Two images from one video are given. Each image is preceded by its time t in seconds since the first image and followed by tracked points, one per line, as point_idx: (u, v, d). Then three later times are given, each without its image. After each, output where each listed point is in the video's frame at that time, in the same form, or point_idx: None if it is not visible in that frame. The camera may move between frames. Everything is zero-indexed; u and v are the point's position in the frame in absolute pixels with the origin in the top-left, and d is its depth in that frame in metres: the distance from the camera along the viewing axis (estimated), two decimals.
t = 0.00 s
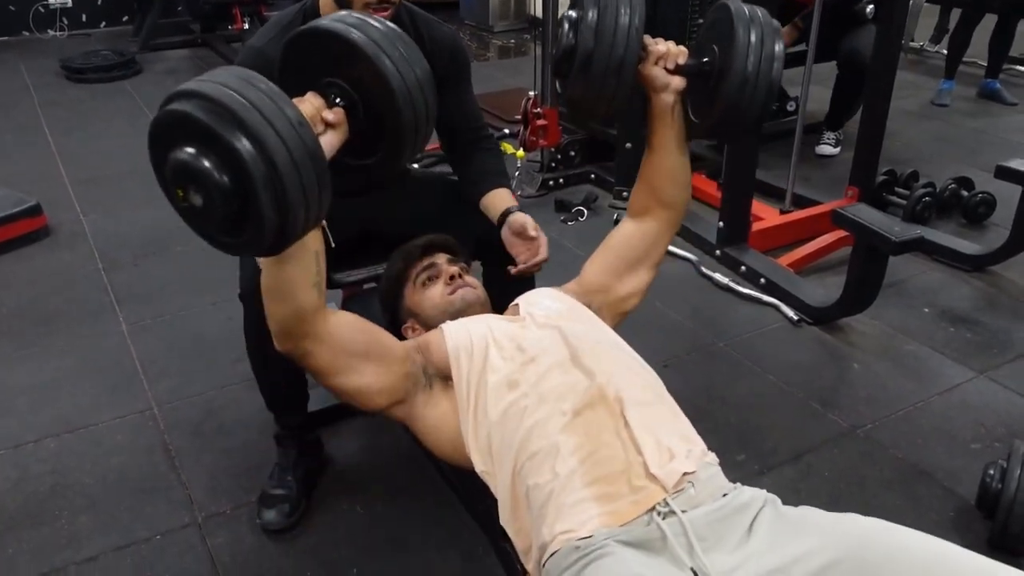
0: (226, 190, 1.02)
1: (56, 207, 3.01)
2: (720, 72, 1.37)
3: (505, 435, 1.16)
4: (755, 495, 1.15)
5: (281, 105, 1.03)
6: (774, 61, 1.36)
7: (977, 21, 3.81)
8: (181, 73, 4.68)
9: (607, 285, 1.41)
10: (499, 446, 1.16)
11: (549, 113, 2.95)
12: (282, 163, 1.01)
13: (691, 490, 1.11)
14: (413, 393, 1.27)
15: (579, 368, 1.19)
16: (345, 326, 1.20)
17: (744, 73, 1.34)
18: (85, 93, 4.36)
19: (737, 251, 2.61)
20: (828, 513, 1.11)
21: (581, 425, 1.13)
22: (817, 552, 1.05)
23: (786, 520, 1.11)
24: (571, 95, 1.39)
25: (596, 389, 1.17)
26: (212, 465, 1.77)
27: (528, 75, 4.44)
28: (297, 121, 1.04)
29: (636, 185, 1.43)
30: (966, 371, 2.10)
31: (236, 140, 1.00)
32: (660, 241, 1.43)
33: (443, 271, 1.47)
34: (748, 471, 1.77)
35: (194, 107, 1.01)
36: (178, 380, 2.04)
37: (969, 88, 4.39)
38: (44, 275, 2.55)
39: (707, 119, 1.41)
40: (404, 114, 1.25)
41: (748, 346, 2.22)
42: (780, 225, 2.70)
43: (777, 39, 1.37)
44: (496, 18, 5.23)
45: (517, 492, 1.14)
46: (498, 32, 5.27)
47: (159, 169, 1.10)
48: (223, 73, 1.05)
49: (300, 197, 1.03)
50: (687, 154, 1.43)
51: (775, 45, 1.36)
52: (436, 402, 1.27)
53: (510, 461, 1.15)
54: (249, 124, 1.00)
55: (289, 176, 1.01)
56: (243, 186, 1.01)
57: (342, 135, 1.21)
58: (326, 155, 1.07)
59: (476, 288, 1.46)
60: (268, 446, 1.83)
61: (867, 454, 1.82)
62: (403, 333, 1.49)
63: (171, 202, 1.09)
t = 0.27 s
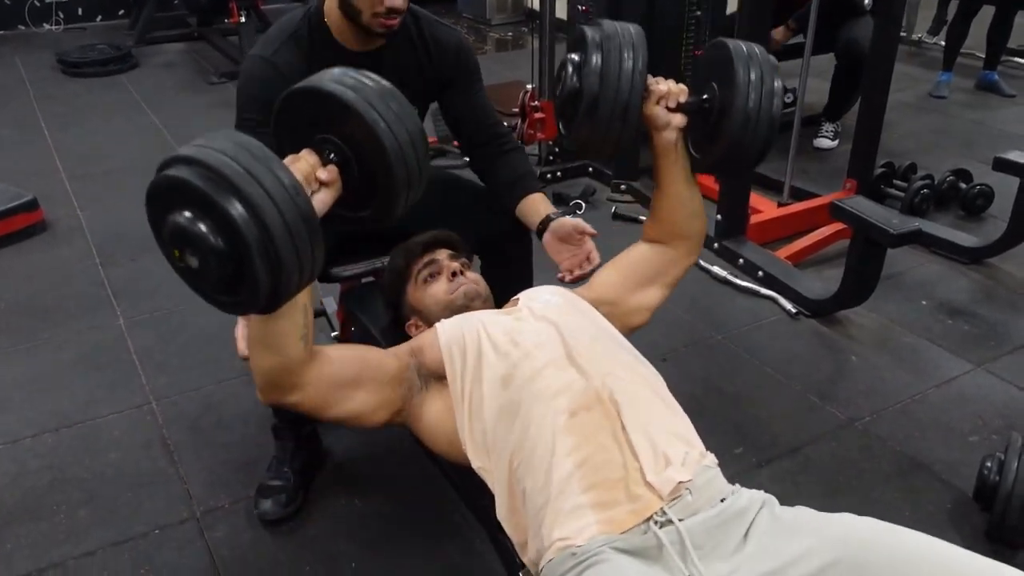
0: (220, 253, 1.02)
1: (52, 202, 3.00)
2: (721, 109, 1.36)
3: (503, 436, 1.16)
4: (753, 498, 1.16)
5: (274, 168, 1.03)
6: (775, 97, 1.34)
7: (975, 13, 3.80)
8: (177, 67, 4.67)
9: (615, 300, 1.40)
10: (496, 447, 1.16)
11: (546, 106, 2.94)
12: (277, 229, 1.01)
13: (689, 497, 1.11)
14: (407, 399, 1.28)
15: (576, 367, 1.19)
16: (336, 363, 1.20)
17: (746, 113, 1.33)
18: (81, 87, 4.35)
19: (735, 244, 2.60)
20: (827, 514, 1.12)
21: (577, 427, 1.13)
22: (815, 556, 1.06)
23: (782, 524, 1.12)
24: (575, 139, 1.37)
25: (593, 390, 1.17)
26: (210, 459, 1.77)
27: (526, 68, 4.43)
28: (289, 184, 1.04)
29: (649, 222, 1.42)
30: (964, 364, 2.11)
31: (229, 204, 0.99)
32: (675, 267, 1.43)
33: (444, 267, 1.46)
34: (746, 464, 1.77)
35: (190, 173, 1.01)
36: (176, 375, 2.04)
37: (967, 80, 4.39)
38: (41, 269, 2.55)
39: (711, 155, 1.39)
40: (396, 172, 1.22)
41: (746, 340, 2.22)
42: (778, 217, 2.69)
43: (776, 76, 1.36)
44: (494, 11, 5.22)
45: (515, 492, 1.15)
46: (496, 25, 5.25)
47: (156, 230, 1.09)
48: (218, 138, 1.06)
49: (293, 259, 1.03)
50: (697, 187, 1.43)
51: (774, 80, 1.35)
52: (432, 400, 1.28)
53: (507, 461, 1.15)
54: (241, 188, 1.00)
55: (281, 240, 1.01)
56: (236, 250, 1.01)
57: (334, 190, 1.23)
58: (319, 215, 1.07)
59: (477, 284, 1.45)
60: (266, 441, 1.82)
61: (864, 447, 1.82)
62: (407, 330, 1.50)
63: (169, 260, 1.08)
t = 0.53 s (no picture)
0: (212, 344, 1.02)
1: (50, 195, 3.00)
2: (720, 163, 1.45)
3: (495, 432, 1.16)
4: (747, 497, 1.17)
5: (262, 260, 1.04)
6: (772, 151, 1.43)
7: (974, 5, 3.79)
8: (174, 59, 4.65)
9: (621, 307, 1.40)
10: (487, 442, 1.16)
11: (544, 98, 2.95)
12: (269, 322, 1.01)
13: (681, 495, 1.12)
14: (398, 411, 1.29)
15: (567, 360, 1.18)
16: (324, 412, 1.20)
17: (745, 166, 1.41)
18: (78, 80, 4.34)
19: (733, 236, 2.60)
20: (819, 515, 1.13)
21: (568, 422, 1.13)
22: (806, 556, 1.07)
23: (774, 524, 1.13)
24: (582, 193, 1.47)
25: (585, 383, 1.16)
26: (208, 452, 1.77)
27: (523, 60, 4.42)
28: (280, 275, 1.05)
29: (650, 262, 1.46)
30: (962, 356, 2.11)
31: (221, 299, 1.00)
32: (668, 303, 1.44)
33: (439, 263, 1.45)
34: (744, 456, 1.78)
35: (180, 267, 1.01)
36: (174, 368, 2.04)
37: (965, 72, 4.38)
38: (38, 262, 2.54)
39: (712, 207, 1.47)
40: (386, 253, 1.22)
41: (745, 332, 2.22)
42: (777, 210, 2.69)
43: (773, 132, 1.45)
44: (491, 2, 5.20)
45: (508, 487, 1.15)
46: (494, 17, 5.24)
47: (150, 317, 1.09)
48: (209, 232, 1.06)
49: (286, 345, 1.04)
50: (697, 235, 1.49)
51: (771, 136, 1.44)
52: (423, 405, 1.28)
53: (500, 456, 1.15)
54: (233, 282, 1.00)
55: (274, 330, 1.02)
56: (229, 341, 1.01)
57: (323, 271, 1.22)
58: (309, 302, 1.08)
59: (473, 280, 1.45)
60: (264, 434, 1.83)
61: (862, 439, 1.82)
62: (405, 327, 1.51)
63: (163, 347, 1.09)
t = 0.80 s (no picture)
0: (228, 416, 1.02)
1: (49, 188, 2.99)
2: (714, 218, 1.47)
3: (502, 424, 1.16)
4: (753, 493, 1.16)
5: (272, 333, 1.03)
6: (764, 209, 1.45)
7: None
8: (173, 53, 4.65)
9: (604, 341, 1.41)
10: (492, 434, 1.16)
11: (543, 92, 2.99)
12: (282, 397, 1.00)
13: (687, 488, 1.12)
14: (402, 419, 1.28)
15: (574, 354, 1.19)
16: (338, 441, 1.19)
17: (738, 225, 1.42)
18: (77, 73, 4.33)
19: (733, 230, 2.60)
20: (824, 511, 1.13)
21: (574, 413, 1.13)
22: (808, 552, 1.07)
23: (778, 519, 1.13)
24: (579, 242, 1.44)
25: (592, 377, 1.16)
26: (208, 446, 1.77)
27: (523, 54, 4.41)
28: (289, 346, 1.03)
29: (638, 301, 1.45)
30: (961, 350, 2.11)
31: (232, 376, 0.99)
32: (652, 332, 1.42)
33: (441, 256, 1.45)
34: (744, 449, 1.78)
35: (193, 345, 1.00)
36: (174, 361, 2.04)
37: (965, 66, 4.38)
38: (38, 256, 2.54)
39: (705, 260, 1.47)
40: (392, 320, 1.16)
41: (744, 326, 2.22)
42: (776, 204, 2.69)
43: (766, 192, 1.47)
44: None
45: (514, 480, 1.15)
46: (494, 11, 5.22)
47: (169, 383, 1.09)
48: (218, 306, 1.04)
49: (299, 415, 1.03)
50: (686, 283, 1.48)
51: (764, 196, 1.46)
52: (425, 404, 1.29)
53: (505, 449, 1.14)
54: (243, 359, 0.99)
55: (286, 402, 1.01)
56: (244, 414, 1.01)
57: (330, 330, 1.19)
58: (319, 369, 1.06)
59: (474, 274, 1.45)
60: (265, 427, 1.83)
61: (862, 433, 1.83)
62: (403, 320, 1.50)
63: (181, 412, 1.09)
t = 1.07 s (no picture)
0: (217, 425, 1.01)
1: (49, 185, 2.99)
2: (711, 219, 1.46)
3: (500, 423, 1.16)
4: (752, 488, 1.16)
5: (259, 345, 1.02)
6: (762, 209, 1.43)
7: None
8: (173, 49, 4.64)
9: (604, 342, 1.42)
10: (492, 432, 1.16)
11: (544, 89, 3.00)
12: (271, 406, 1.00)
13: (686, 485, 1.12)
14: (403, 418, 1.29)
15: (573, 352, 1.18)
16: (337, 447, 1.20)
17: (734, 224, 1.41)
18: (77, 69, 4.33)
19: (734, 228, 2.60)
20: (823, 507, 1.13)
21: (573, 411, 1.13)
22: (806, 550, 1.07)
23: (777, 516, 1.13)
24: (575, 242, 1.44)
25: (591, 375, 1.16)
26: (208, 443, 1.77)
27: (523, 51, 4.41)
28: (278, 358, 1.03)
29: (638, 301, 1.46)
30: (960, 348, 2.11)
31: (221, 386, 0.98)
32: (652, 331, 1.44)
33: (440, 253, 1.45)
34: (744, 447, 1.78)
35: (180, 355, 0.99)
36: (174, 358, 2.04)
37: (965, 63, 4.37)
38: (38, 252, 2.54)
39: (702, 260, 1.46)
40: (383, 325, 1.17)
41: (744, 324, 2.22)
42: (776, 201, 2.69)
43: (763, 192, 1.45)
44: None
45: (512, 479, 1.15)
46: (494, 7, 5.21)
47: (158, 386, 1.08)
48: (208, 316, 1.04)
49: (288, 425, 1.02)
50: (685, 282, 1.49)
51: (762, 196, 1.45)
52: (427, 403, 1.28)
53: (504, 449, 1.15)
54: (232, 369, 0.98)
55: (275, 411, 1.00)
56: (232, 422, 1.00)
57: (326, 333, 1.18)
58: (308, 378, 1.06)
59: (473, 270, 1.44)
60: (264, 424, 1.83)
61: (861, 430, 1.83)
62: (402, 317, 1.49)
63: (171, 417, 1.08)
